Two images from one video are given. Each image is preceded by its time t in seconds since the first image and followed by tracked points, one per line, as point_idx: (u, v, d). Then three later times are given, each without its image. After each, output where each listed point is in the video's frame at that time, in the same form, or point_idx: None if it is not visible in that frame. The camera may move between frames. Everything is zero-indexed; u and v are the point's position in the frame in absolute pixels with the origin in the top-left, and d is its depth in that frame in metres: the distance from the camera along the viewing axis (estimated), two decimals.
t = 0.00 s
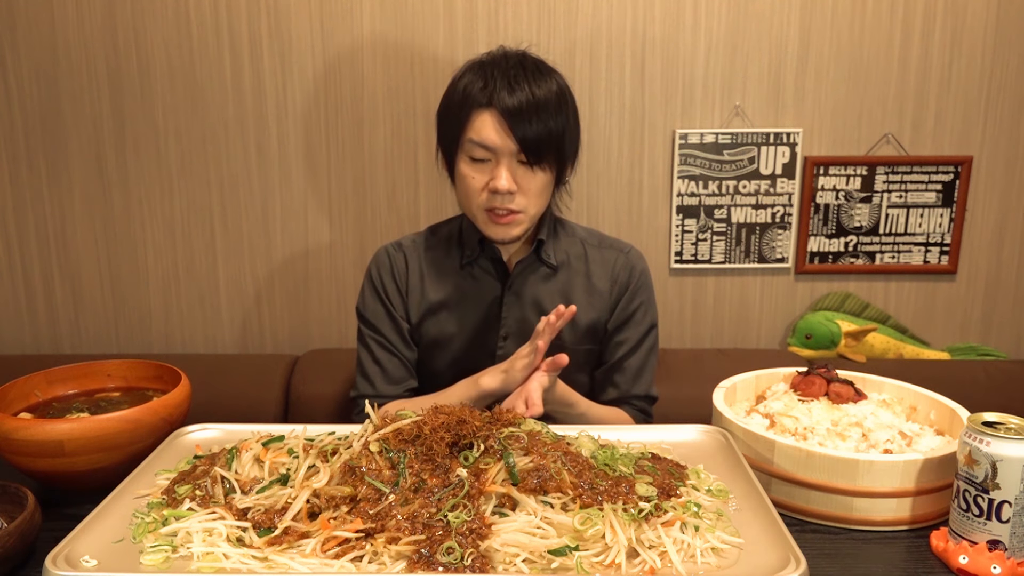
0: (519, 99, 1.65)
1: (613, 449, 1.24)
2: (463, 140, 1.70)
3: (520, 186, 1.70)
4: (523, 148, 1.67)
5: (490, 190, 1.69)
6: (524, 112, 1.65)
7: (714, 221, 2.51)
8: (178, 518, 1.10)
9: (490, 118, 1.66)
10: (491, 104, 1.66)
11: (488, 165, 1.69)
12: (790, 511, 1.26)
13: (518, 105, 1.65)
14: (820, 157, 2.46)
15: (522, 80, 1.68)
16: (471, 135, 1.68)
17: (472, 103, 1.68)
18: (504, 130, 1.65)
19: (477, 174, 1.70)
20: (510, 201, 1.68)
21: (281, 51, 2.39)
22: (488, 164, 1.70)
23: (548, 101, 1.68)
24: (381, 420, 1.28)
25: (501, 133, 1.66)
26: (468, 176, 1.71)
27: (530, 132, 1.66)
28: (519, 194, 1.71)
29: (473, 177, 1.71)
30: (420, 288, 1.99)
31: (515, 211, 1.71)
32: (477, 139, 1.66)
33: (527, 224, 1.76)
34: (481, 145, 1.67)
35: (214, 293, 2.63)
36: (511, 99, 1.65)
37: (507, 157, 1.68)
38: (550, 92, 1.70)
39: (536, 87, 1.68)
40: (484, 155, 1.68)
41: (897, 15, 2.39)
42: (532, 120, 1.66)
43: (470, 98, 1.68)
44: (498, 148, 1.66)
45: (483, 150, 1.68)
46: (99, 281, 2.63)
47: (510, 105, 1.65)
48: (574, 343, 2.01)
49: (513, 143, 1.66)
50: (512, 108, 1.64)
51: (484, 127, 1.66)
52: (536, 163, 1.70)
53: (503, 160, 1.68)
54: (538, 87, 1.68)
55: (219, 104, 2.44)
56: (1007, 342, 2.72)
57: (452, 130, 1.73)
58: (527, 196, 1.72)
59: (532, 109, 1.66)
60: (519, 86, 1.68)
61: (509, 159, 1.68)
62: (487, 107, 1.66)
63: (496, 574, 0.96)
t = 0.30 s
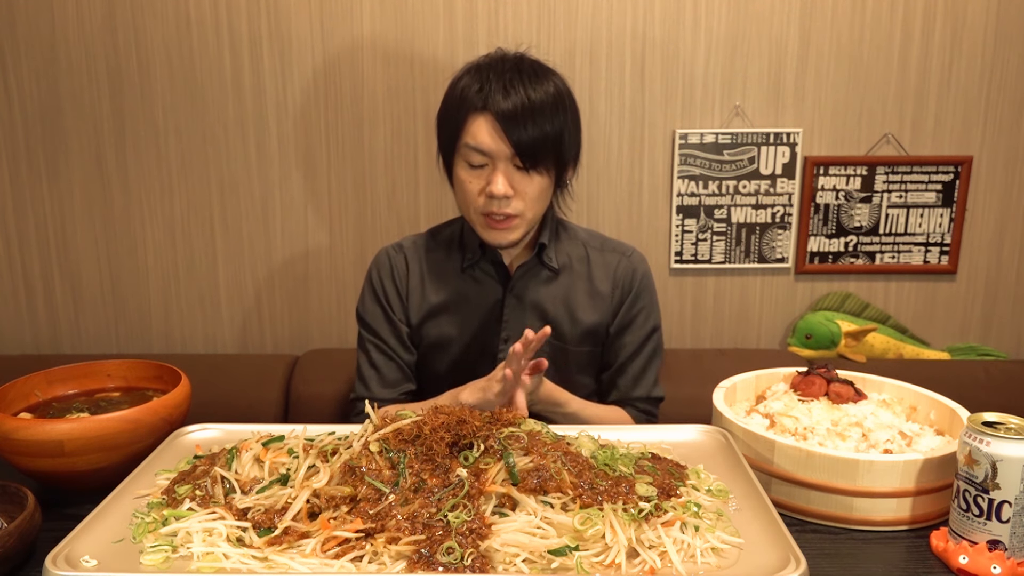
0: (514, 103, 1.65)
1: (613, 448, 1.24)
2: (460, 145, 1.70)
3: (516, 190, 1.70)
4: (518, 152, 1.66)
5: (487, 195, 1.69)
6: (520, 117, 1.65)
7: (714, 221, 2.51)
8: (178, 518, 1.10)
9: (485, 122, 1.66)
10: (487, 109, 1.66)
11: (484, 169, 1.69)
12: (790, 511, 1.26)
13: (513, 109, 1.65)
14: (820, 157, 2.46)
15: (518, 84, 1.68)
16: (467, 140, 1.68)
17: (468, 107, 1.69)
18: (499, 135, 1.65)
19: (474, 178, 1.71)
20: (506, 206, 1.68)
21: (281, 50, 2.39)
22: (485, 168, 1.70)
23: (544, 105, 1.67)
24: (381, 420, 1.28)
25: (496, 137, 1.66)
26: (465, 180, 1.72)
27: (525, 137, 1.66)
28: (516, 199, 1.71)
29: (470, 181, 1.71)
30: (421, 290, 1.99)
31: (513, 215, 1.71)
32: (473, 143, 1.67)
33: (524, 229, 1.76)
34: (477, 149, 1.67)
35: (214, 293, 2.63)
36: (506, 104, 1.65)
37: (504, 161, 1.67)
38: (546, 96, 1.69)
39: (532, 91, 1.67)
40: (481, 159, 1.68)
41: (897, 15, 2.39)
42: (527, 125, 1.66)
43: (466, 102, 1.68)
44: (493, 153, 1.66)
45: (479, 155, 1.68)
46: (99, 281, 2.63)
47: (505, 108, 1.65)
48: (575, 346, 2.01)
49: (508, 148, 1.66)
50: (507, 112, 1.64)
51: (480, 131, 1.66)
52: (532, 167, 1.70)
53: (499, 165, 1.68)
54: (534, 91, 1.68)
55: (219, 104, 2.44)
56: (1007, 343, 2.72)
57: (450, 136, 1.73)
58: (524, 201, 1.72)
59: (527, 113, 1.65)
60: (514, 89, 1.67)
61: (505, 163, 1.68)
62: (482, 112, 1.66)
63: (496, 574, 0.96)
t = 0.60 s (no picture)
0: (513, 102, 1.65)
1: (613, 448, 1.24)
2: (459, 142, 1.71)
3: (513, 189, 1.69)
4: (517, 151, 1.66)
5: (484, 193, 1.69)
6: (519, 116, 1.65)
7: (714, 221, 2.51)
8: (178, 518, 1.10)
9: (484, 119, 1.66)
10: (486, 107, 1.66)
11: (482, 167, 1.70)
12: (790, 511, 1.26)
13: (512, 109, 1.65)
14: (820, 157, 2.46)
15: (519, 84, 1.68)
16: (466, 137, 1.68)
17: (468, 104, 1.69)
18: (498, 133, 1.66)
19: (471, 176, 1.71)
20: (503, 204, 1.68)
21: (281, 50, 2.39)
22: (483, 165, 1.70)
23: (545, 106, 1.67)
24: (381, 420, 1.28)
25: (495, 134, 1.66)
26: (462, 178, 1.72)
27: (524, 136, 1.66)
28: (514, 198, 1.70)
29: (467, 179, 1.71)
30: (418, 293, 1.99)
31: (509, 213, 1.71)
32: (471, 141, 1.67)
33: (520, 229, 1.76)
34: (475, 146, 1.67)
35: (214, 293, 2.62)
36: (506, 103, 1.65)
37: (502, 159, 1.68)
38: (547, 97, 1.68)
39: (532, 91, 1.67)
40: (479, 156, 1.68)
41: (898, 15, 2.39)
42: (527, 124, 1.66)
43: (466, 100, 1.69)
44: (491, 150, 1.66)
45: (478, 152, 1.68)
46: (99, 281, 2.63)
47: (505, 107, 1.65)
48: (573, 349, 2.01)
49: (507, 147, 1.66)
50: (506, 111, 1.64)
51: (479, 129, 1.67)
52: (531, 167, 1.70)
53: (497, 163, 1.68)
54: (535, 92, 1.68)
55: (219, 104, 2.44)
56: (1007, 343, 2.72)
57: (449, 134, 1.74)
58: (521, 201, 1.71)
59: (527, 113, 1.65)
60: (515, 89, 1.67)
61: (503, 161, 1.68)
62: (482, 110, 1.67)
63: (496, 574, 0.96)
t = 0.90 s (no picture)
0: (512, 106, 1.65)
1: (613, 448, 1.24)
2: (457, 146, 1.70)
3: (512, 194, 1.69)
4: (515, 155, 1.66)
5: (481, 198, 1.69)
6: (518, 120, 1.65)
7: (714, 221, 2.51)
8: (178, 518, 1.10)
9: (482, 124, 1.66)
10: (484, 111, 1.66)
11: (480, 171, 1.69)
12: (790, 510, 1.26)
13: (511, 113, 1.64)
14: (820, 157, 2.46)
15: (517, 87, 1.67)
16: (464, 142, 1.68)
17: (466, 108, 1.68)
18: (496, 138, 1.65)
19: (470, 180, 1.70)
20: (500, 211, 1.68)
21: (281, 50, 2.39)
22: (482, 170, 1.70)
23: (543, 110, 1.67)
24: (381, 419, 1.28)
25: (493, 139, 1.66)
26: (461, 183, 1.72)
27: (523, 141, 1.65)
28: (512, 203, 1.70)
29: (465, 183, 1.71)
30: (418, 296, 1.99)
31: (507, 219, 1.71)
32: (470, 145, 1.67)
33: (518, 233, 1.76)
34: (474, 151, 1.67)
35: (214, 293, 2.62)
36: (505, 107, 1.65)
37: (500, 164, 1.67)
38: (546, 100, 1.68)
39: (530, 95, 1.67)
40: (477, 161, 1.68)
41: (898, 15, 2.39)
42: (525, 128, 1.65)
43: (464, 103, 1.68)
44: (489, 155, 1.66)
45: (476, 157, 1.68)
46: (99, 281, 2.63)
47: (503, 111, 1.64)
48: (573, 351, 2.01)
49: (505, 151, 1.66)
50: (505, 116, 1.64)
51: (477, 133, 1.66)
52: (530, 172, 1.70)
53: (495, 169, 1.68)
54: (533, 95, 1.67)
55: (219, 104, 2.44)
56: (1008, 343, 2.72)
57: (448, 137, 1.73)
58: (520, 206, 1.71)
59: (525, 117, 1.65)
60: (512, 92, 1.67)
61: (502, 167, 1.68)
62: (480, 114, 1.66)
63: (496, 574, 0.96)
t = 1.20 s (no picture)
0: (545, 108, 1.66)
1: (613, 449, 1.24)
2: (480, 141, 1.70)
3: (530, 193, 1.72)
4: (542, 156, 1.68)
5: (499, 196, 1.70)
6: (549, 121, 1.66)
7: (714, 221, 2.51)
8: (178, 518, 1.10)
9: (513, 124, 1.66)
10: (517, 110, 1.66)
11: (502, 169, 1.70)
12: (790, 510, 1.26)
13: (546, 114, 1.66)
14: (820, 157, 2.46)
15: (550, 89, 1.69)
16: (490, 138, 1.68)
17: (497, 105, 1.68)
18: (526, 138, 1.66)
19: (489, 177, 1.71)
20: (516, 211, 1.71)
21: (282, 51, 2.39)
22: (502, 168, 1.70)
23: (572, 115, 1.69)
24: (381, 419, 1.28)
25: (521, 140, 1.66)
26: (480, 178, 1.72)
27: (551, 143, 1.68)
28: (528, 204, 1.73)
29: (484, 179, 1.71)
30: (418, 289, 1.99)
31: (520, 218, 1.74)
32: (496, 143, 1.67)
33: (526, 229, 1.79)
34: (498, 149, 1.67)
35: (214, 293, 2.63)
36: (539, 107, 1.66)
37: (524, 165, 1.68)
38: (575, 104, 1.71)
39: (562, 98, 1.69)
40: (501, 159, 1.68)
41: (898, 16, 2.39)
42: (556, 130, 1.67)
43: (495, 101, 1.68)
44: (515, 155, 1.67)
45: (499, 155, 1.68)
46: (99, 282, 2.63)
47: (536, 113, 1.65)
48: (575, 344, 1.98)
49: (532, 152, 1.67)
50: (537, 119, 1.65)
51: (505, 132, 1.66)
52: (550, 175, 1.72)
53: (518, 168, 1.68)
54: (565, 98, 1.69)
55: (219, 104, 2.44)
56: (1008, 343, 2.72)
57: (473, 132, 1.72)
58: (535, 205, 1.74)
59: (557, 119, 1.67)
60: (546, 93, 1.68)
61: (524, 167, 1.69)
62: (512, 113, 1.67)
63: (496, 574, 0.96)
